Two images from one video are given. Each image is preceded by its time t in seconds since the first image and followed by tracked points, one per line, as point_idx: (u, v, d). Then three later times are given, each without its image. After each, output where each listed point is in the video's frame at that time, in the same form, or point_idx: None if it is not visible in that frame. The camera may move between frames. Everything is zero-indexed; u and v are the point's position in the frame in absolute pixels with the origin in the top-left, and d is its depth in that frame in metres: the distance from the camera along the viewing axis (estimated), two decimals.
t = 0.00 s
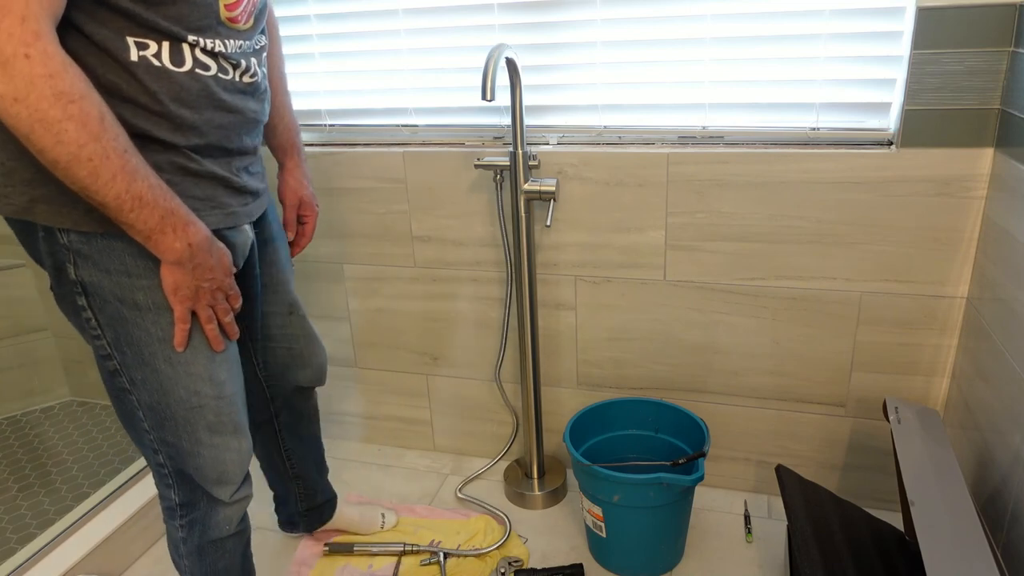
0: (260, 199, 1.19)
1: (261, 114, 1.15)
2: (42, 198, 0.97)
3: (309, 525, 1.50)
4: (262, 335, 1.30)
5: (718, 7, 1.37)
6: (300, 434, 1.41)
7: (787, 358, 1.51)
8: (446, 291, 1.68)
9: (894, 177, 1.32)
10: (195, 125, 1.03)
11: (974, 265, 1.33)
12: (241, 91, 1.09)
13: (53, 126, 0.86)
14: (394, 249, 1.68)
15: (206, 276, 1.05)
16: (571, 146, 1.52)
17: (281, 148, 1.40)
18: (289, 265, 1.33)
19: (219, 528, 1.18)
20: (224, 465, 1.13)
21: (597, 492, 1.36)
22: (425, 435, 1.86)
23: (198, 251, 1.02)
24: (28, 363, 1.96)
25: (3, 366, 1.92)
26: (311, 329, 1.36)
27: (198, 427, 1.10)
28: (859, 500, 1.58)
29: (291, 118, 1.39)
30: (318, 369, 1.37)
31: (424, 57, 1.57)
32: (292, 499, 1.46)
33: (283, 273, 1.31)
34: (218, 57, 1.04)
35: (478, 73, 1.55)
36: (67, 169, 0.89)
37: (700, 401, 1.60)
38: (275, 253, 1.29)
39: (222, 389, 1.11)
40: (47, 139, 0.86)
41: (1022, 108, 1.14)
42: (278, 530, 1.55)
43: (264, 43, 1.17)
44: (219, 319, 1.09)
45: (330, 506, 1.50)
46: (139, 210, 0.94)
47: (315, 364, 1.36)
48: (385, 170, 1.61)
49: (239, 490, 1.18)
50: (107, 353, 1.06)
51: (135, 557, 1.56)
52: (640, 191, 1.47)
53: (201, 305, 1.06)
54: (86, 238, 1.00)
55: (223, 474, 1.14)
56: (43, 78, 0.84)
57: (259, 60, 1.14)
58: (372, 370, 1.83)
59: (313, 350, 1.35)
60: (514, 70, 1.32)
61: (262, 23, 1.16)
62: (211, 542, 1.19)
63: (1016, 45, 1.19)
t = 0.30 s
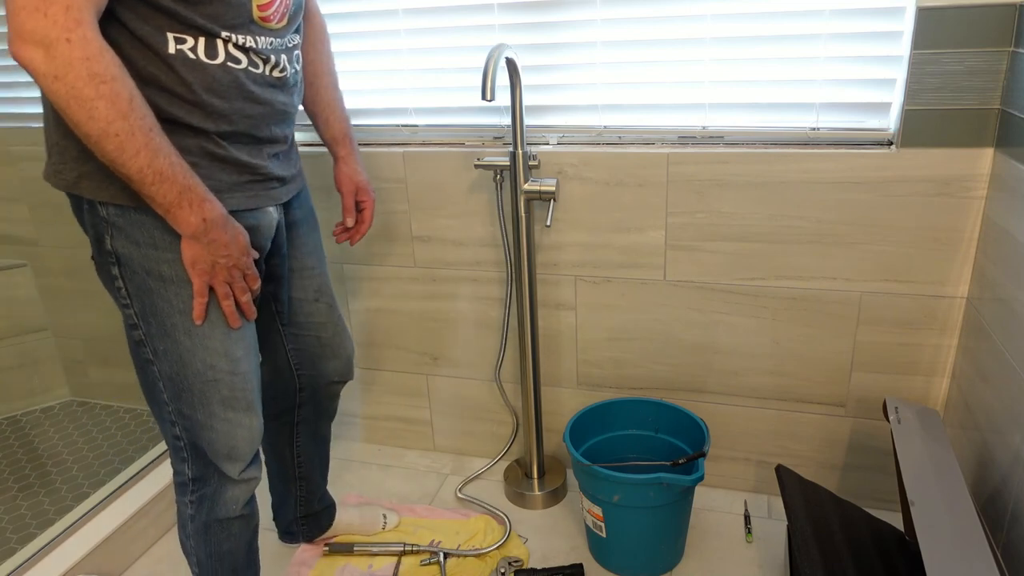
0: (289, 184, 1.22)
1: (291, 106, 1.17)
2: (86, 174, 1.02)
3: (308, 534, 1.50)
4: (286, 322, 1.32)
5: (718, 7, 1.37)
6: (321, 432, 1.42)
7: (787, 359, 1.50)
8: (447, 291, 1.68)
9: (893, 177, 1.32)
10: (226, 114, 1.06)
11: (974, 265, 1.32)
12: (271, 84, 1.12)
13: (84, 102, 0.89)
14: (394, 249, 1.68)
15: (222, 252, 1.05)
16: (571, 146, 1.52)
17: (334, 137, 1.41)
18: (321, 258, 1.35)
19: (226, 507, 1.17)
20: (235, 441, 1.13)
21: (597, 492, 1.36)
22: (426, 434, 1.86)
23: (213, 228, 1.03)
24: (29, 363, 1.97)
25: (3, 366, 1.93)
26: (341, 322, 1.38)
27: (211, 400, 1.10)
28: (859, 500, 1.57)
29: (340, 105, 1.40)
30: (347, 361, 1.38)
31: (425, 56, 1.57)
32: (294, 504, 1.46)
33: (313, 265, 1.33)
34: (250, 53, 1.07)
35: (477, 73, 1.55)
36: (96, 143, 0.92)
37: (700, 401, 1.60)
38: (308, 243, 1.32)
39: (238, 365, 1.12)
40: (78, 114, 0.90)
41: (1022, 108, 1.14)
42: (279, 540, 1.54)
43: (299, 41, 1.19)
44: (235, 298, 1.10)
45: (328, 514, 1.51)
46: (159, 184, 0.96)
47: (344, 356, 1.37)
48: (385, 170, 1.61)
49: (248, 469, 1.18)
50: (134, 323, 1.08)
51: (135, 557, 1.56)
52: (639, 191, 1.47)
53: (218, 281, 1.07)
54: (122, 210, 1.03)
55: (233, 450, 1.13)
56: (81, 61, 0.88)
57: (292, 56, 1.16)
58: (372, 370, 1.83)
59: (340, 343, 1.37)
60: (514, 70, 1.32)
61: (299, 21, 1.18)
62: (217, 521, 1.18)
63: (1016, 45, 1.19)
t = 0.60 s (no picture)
0: (317, 164, 1.28)
1: (315, 90, 1.23)
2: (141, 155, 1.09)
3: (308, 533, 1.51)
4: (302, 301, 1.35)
5: (718, 7, 1.37)
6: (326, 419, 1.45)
7: (787, 359, 1.51)
8: (447, 291, 1.68)
9: (893, 177, 1.32)
10: (257, 97, 1.12)
11: (974, 265, 1.32)
12: (296, 70, 1.17)
13: (85, 86, 0.95)
14: (394, 249, 1.68)
15: (189, 253, 1.05)
16: (571, 146, 1.52)
17: (367, 125, 1.47)
18: (338, 240, 1.39)
19: (297, 466, 1.21)
20: (314, 390, 1.19)
21: (597, 492, 1.36)
22: (426, 434, 1.86)
23: (183, 226, 1.04)
24: (28, 363, 1.97)
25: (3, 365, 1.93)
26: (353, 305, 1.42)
27: (290, 352, 1.16)
28: (859, 501, 1.57)
29: (374, 94, 1.46)
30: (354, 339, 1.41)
31: (425, 56, 1.57)
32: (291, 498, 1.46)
33: (331, 244, 1.37)
34: (276, 41, 1.12)
35: (477, 73, 1.55)
36: (92, 125, 0.98)
37: (700, 401, 1.60)
38: (329, 223, 1.36)
39: (311, 318, 1.18)
40: (79, 96, 0.96)
41: (1022, 108, 1.14)
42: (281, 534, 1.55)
43: (321, 30, 1.24)
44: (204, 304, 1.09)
45: (328, 513, 1.51)
46: (138, 173, 0.99)
47: (353, 335, 1.41)
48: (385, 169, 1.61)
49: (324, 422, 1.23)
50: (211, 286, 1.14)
51: (135, 556, 1.56)
52: (639, 191, 1.47)
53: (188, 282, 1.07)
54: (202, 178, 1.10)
55: (314, 400, 1.20)
56: (89, 49, 0.94)
57: (314, 45, 1.21)
58: (372, 370, 1.83)
59: (349, 322, 1.40)
60: (514, 70, 1.32)
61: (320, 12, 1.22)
62: (288, 481, 1.21)
63: (1015, 45, 1.19)
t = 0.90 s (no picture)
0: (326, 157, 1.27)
1: (326, 79, 1.22)
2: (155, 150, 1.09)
3: (307, 532, 1.52)
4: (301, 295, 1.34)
5: (718, 7, 1.37)
6: (321, 416, 1.45)
7: (787, 359, 1.51)
8: (447, 291, 1.68)
9: (893, 178, 1.32)
10: (272, 86, 1.12)
11: (975, 265, 1.32)
12: (308, 59, 1.17)
13: (101, 74, 0.96)
14: (394, 249, 1.68)
15: (190, 246, 1.06)
16: (571, 146, 1.52)
17: (360, 122, 1.49)
18: (341, 236, 1.38)
19: (282, 464, 1.23)
20: (299, 393, 1.21)
21: (597, 492, 1.36)
22: (426, 434, 1.86)
23: (185, 218, 1.05)
24: (28, 363, 1.97)
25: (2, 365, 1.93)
26: (350, 302, 1.41)
27: (280, 353, 1.18)
28: (859, 501, 1.57)
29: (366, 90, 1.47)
30: (350, 339, 1.41)
31: (425, 55, 1.57)
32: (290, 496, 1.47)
33: (334, 239, 1.36)
34: (287, 30, 1.12)
35: (477, 73, 1.55)
36: (104, 114, 0.98)
37: (700, 401, 1.60)
38: (332, 219, 1.35)
39: (303, 319, 1.19)
40: (94, 84, 0.96)
41: (1022, 108, 1.14)
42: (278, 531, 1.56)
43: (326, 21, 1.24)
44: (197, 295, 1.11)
45: (327, 512, 1.53)
46: (145, 163, 1.00)
47: (348, 333, 1.40)
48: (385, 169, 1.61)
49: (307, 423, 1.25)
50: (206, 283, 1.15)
51: (135, 556, 1.56)
52: (639, 191, 1.47)
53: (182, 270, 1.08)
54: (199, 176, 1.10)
55: (297, 402, 1.21)
56: (107, 39, 0.95)
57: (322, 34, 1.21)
58: (372, 370, 1.83)
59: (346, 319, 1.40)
60: (514, 70, 1.32)
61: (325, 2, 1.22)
62: (274, 478, 1.24)
63: (1016, 45, 1.19)
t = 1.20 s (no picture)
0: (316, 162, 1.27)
1: (318, 81, 1.23)
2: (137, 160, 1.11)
3: (304, 530, 1.51)
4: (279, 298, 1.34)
5: (718, 7, 1.37)
6: (310, 417, 1.45)
7: (787, 359, 1.51)
8: (446, 291, 1.68)
9: (893, 177, 1.32)
10: (264, 92, 1.12)
11: (975, 265, 1.32)
12: (300, 61, 1.17)
13: (123, 66, 0.96)
14: (394, 249, 1.68)
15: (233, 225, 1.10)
16: (571, 146, 1.52)
17: (336, 125, 1.48)
18: (324, 239, 1.37)
19: (229, 466, 1.22)
20: (250, 404, 1.20)
21: (597, 492, 1.36)
22: (425, 434, 1.86)
23: (226, 198, 1.08)
24: (28, 363, 1.97)
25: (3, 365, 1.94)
26: (330, 304, 1.40)
27: (235, 364, 1.18)
28: (860, 501, 1.57)
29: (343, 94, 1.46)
30: (328, 342, 1.39)
31: (424, 55, 1.57)
32: (283, 493, 1.47)
33: (316, 242, 1.35)
34: (279, 32, 1.12)
35: (477, 73, 1.55)
36: (128, 106, 0.98)
37: (700, 401, 1.60)
38: (315, 223, 1.34)
39: (263, 330, 1.18)
40: (115, 77, 0.96)
41: (1022, 108, 1.14)
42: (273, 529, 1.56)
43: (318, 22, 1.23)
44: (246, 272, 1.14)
45: (324, 509, 1.52)
46: (179, 150, 1.02)
47: (326, 336, 1.38)
48: (385, 170, 1.61)
49: (258, 432, 1.23)
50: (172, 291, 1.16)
51: (135, 556, 1.56)
52: (639, 191, 1.47)
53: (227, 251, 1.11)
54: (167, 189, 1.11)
55: (246, 413, 1.20)
56: (123, 28, 0.95)
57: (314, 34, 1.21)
58: (371, 370, 1.83)
59: (325, 322, 1.38)
60: (514, 70, 1.32)
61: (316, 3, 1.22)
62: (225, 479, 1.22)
63: (1016, 45, 1.19)
